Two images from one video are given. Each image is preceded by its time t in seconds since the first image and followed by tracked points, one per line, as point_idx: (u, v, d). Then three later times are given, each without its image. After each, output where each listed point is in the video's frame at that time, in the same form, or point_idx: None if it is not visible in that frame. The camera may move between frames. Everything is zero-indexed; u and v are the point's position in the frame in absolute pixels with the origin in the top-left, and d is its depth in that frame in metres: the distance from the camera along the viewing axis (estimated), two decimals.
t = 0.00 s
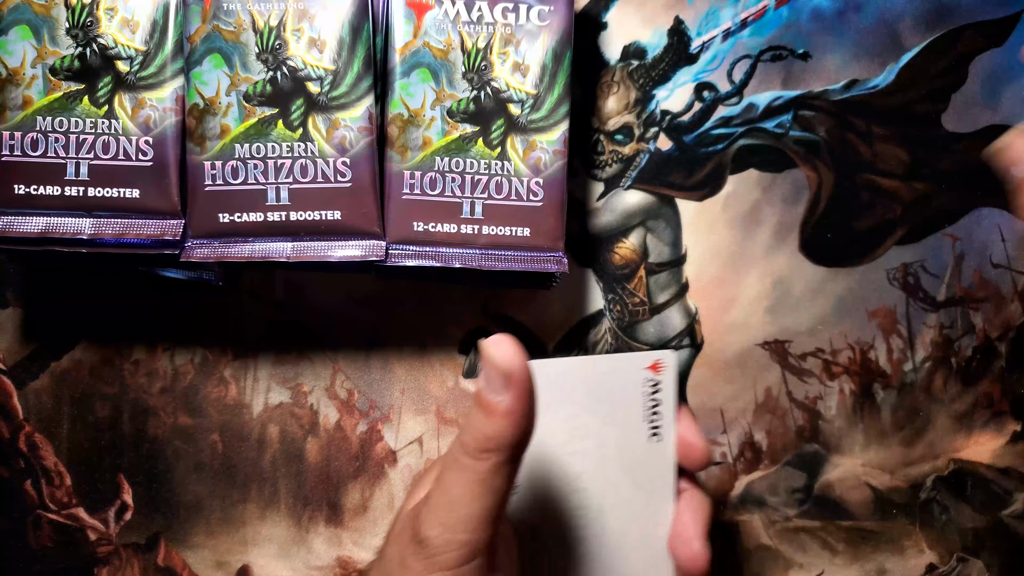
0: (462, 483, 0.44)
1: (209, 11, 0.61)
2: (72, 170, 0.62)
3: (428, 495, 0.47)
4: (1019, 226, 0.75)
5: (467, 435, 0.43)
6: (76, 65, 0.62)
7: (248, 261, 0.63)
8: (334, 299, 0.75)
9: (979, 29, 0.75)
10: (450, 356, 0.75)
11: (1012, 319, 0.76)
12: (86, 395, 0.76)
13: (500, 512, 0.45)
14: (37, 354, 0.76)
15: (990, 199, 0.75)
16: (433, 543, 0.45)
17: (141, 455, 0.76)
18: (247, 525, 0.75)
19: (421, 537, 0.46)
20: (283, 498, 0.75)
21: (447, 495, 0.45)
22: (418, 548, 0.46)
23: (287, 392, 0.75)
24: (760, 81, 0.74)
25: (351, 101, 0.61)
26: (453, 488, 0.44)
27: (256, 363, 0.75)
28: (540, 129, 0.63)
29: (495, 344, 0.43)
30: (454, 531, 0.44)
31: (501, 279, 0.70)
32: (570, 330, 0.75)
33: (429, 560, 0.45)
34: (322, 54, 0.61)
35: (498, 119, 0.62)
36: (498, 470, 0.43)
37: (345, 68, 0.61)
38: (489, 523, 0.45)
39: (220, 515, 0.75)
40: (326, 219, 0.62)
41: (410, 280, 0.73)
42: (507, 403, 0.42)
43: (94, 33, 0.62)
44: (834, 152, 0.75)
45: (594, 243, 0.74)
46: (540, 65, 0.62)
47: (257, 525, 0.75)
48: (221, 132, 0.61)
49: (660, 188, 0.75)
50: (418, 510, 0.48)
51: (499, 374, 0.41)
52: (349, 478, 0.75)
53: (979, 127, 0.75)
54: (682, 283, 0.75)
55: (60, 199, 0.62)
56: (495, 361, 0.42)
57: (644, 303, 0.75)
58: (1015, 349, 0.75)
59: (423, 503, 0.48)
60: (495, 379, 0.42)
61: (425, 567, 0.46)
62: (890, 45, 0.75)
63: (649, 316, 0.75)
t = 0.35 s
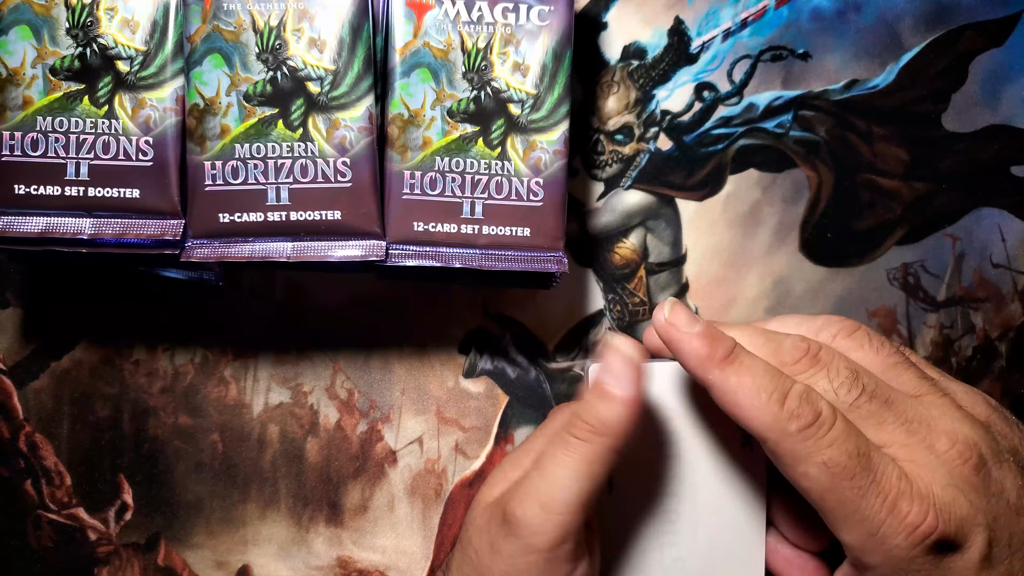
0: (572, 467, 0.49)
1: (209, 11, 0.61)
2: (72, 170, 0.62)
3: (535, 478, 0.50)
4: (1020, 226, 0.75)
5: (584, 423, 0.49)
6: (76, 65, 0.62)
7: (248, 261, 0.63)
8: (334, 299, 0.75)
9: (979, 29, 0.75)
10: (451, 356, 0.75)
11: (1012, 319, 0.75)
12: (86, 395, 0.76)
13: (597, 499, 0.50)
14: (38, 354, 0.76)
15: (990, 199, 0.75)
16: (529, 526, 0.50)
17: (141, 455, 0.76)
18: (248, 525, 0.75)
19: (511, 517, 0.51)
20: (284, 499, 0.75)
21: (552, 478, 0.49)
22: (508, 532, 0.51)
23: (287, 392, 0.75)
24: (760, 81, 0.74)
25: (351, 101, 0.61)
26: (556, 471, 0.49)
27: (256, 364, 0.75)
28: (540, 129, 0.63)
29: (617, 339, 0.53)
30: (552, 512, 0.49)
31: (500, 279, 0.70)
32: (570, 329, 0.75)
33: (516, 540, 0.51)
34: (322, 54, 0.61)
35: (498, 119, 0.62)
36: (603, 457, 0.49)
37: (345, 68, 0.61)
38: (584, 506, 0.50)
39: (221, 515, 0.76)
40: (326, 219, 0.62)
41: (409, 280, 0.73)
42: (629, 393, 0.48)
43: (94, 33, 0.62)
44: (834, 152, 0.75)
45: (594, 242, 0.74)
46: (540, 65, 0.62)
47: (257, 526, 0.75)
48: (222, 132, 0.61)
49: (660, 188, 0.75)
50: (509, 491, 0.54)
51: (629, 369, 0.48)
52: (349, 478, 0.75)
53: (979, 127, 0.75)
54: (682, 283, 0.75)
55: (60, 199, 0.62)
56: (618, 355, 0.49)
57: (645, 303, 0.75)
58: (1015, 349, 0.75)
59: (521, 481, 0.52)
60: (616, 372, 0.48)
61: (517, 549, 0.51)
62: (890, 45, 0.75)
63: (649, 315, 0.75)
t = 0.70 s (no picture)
0: (631, 505, 0.50)
1: (209, 11, 0.61)
2: (72, 170, 0.62)
3: (593, 506, 0.51)
4: (1019, 227, 0.75)
5: (656, 469, 0.50)
6: (76, 65, 0.62)
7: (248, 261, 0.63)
8: (334, 299, 0.75)
9: (979, 29, 0.75)
10: (451, 356, 0.75)
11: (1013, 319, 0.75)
12: (86, 395, 0.76)
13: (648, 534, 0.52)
14: (37, 354, 0.76)
15: (990, 199, 0.75)
16: (580, 551, 0.52)
17: (140, 455, 0.76)
18: (247, 525, 0.75)
19: (563, 537, 0.53)
20: (283, 499, 0.75)
21: (612, 513, 0.51)
22: (558, 553, 0.53)
23: (287, 392, 0.75)
24: (760, 81, 0.74)
25: (351, 101, 0.61)
26: (610, 502, 0.51)
27: (255, 363, 0.75)
28: (539, 128, 0.62)
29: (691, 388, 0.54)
30: (607, 545, 0.51)
31: (500, 279, 0.70)
32: (570, 330, 0.75)
33: (565, 561, 0.52)
34: (322, 54, 0.61)
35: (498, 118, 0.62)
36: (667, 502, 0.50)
37: (345, 68, 0.61)
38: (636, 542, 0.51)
39: (221, 515, 0.75)
40: (326, 219, 0.62)
41: (409, 280, 0.73)
42: (708, 449, 0.50)
43: (94, 33, 0.62)
44: (834, 152, 0.75)
45: (594, 242, 0.74)
46: (540, 65, 0.62)
47: (256, 525, 0.75)
48: (221, 132, 0.61)
49: (661, 188, 0.75)
50: (560, 510, 0.54)
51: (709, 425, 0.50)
52: (349, 478, 0.75)
53: (979, 127, 0.75)
54: (682, 283, 0.75)
55: (59, 199, 0.62)
56: (696, 406, 0.52)
57: (644, 303, 0.75)
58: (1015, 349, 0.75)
59: (577, 504, 0.53)
60: (696, 426, 0.50)
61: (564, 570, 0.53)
62: (889, 45, 0.75)
63: (649, 316, 0.75)
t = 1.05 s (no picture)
0: (601, 476, 0.54)
1: (209, 11, 0.61)
2: (72, 170, 0.62)
3: (565, 489, 0.54)
4: (1020, 226, 0.75)
5: (613, 437, 0.53)
6: (76, 65, 0.62)
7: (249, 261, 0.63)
8: (334, 299, 0.75)
9: (979, 29, 0.75)
10: (451, 356, 0.75)
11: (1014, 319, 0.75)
12: (86, 395, 0.76)
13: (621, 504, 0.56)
14: (37, 354, 0.76)
15: (990, 199, 0.75)
16: (565, 535, 0.54)
17: (139, 455, 0.76)
18: (248, 525, 0.75)
19: (544, 527, 0.55)
20: (284, 499, 0.75)
21: (586, 488, 0.54)
22: (544, 541, 0.55)
23: (287, 392, 0.75)
24: (760, 81, 0.74)
25: (351, 101, 0.61)
26: (584, 479, 0.54)
27: (256, 364, 0.75)
28: (540, 129, 0.62)
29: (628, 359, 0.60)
30: (588, 520, 0.54)
31: (500, 279, 0.70)
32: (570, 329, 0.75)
33: (551, 547, 0.55)
34: (322, 54, 0.61)
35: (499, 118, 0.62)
36: (632, 466, 0.54)
37: (345, 68, 0.61)
38: (612, 512, 0.55)
39: (221, 515, 0.75)
40: (326, 219, 0.62)
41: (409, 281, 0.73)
42: (656, 407, 0.54)
43: (94, 33, 0.62)
44: (834, 152, 0.75)
45: (594, 243, 0.74)
46: (540, 65, 0.62)
47: (257, 526, 0.75)
48: (222, 132, 0.61)
49: (660, 188, 0.75)
50: (535, 503, 0.57)
51: (654, 385, 0.55)
52: (350, 478, 0.75)
53: (980, 127, 0.75)
54: (682, 283, 0.75)
55: (60, 199, 0.62)
56: (639, 371, 0.56)
57: (645, 304, 0.75)
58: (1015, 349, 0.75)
59: (550, 492, 0.56)
60: (641, 389, 0.55)
61: (552, 557, 0.55)
62: (890, 45, 0.75)
63: (649, 316, 0.75)
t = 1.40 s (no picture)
0: (611, 483, 0.53)
1: (209, 11, 0.61)
2: (72, 170, 0.62)
3: (575, 495, 0.54)
4: (1020, 226, 0.75)
5: (623, 444, 0.52)
6: (76, 65, 0.62)
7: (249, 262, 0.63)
8: (335, 299, 0.75)
9: (979, 29, 0.75)
10: (451, 356, 0.75)
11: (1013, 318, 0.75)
12: (86, 395, 0.76)
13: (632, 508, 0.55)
14: (37, 354, 0.76)
15: (990, 199, 0.75)
16: (575, 539, 0.54)
17: (139, 454, 0.76)
18: (248, 525, 0.75)
19: (554, 531, 0.55)
20: (284, 499, 0.75)
21: (595, 494, 0.53)
22: (554, 546, 0.55)
23: (287, 392, 0.75)
24: (760, 81, 0.74)
25: (351, 101, 0.61)
26: (594, 486, 0.53)
27: (256, 364, 0.75)
28: (540, 129, 0.62)
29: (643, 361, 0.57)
30: (598, 525, 0.54)
31: (500, 279, 0.70)
32: (570, 330, 0.75)
33: (561, 552, 0.55)
34: (322, 54, 0.61)
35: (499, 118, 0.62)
36: (643, 471, 0.53)
37: (345, 68, 0.61)
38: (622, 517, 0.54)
39: (221, 515, 0.75)
40: (327, 219, 0.62)
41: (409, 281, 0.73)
42: (667, 413, 0.53)
43: (94, 33, 0.62)
44: (834, 152, 0.75)
45: (595, 243, 0.74)
46: (540, 65, 0.62)
47: (257, 526, 0.75)
48: (222, 133, 0.61)
49: (661, 188, 0.75)
50: (546, 506, 0.57)
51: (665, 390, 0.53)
52: (350, 478, 0.75)
53: (979, 127, 0.75)
54: (682, 283, 0.75)
55: (60, 199, 0.62)
56: (649, 376, 0.54)
57: (645, 304, 0.75)
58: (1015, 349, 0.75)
59: (560, 497, 0.56)
60: (651, 395, 0.53)
61: (563, 560, 0.56)
62: (889, 45, 0.75)
63: (650, 316, 0.75)
